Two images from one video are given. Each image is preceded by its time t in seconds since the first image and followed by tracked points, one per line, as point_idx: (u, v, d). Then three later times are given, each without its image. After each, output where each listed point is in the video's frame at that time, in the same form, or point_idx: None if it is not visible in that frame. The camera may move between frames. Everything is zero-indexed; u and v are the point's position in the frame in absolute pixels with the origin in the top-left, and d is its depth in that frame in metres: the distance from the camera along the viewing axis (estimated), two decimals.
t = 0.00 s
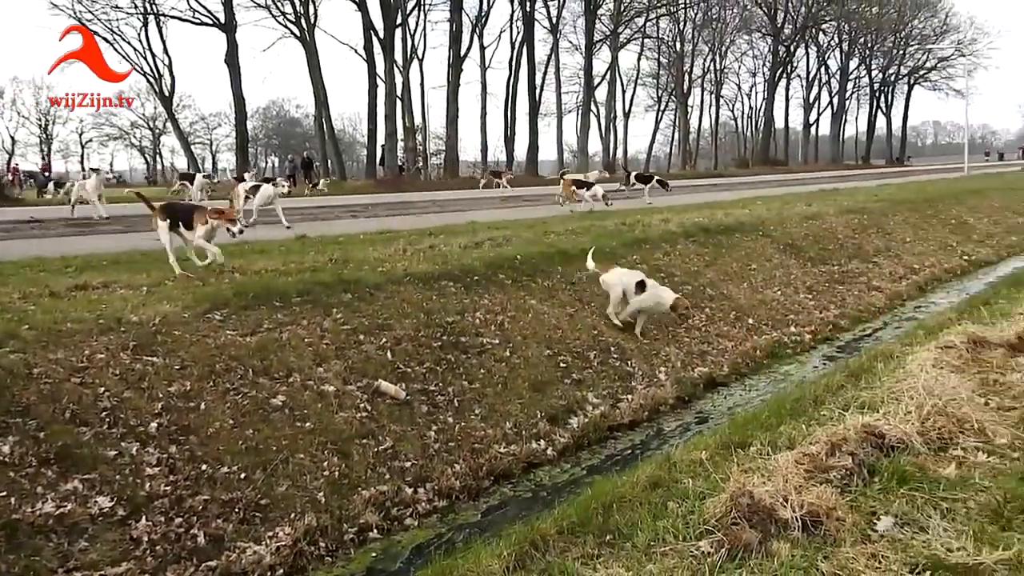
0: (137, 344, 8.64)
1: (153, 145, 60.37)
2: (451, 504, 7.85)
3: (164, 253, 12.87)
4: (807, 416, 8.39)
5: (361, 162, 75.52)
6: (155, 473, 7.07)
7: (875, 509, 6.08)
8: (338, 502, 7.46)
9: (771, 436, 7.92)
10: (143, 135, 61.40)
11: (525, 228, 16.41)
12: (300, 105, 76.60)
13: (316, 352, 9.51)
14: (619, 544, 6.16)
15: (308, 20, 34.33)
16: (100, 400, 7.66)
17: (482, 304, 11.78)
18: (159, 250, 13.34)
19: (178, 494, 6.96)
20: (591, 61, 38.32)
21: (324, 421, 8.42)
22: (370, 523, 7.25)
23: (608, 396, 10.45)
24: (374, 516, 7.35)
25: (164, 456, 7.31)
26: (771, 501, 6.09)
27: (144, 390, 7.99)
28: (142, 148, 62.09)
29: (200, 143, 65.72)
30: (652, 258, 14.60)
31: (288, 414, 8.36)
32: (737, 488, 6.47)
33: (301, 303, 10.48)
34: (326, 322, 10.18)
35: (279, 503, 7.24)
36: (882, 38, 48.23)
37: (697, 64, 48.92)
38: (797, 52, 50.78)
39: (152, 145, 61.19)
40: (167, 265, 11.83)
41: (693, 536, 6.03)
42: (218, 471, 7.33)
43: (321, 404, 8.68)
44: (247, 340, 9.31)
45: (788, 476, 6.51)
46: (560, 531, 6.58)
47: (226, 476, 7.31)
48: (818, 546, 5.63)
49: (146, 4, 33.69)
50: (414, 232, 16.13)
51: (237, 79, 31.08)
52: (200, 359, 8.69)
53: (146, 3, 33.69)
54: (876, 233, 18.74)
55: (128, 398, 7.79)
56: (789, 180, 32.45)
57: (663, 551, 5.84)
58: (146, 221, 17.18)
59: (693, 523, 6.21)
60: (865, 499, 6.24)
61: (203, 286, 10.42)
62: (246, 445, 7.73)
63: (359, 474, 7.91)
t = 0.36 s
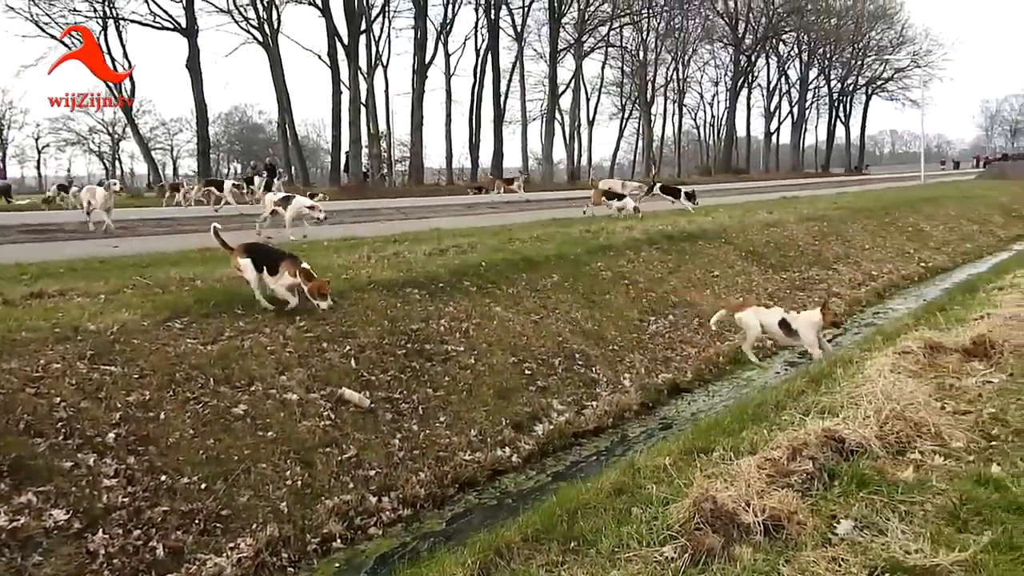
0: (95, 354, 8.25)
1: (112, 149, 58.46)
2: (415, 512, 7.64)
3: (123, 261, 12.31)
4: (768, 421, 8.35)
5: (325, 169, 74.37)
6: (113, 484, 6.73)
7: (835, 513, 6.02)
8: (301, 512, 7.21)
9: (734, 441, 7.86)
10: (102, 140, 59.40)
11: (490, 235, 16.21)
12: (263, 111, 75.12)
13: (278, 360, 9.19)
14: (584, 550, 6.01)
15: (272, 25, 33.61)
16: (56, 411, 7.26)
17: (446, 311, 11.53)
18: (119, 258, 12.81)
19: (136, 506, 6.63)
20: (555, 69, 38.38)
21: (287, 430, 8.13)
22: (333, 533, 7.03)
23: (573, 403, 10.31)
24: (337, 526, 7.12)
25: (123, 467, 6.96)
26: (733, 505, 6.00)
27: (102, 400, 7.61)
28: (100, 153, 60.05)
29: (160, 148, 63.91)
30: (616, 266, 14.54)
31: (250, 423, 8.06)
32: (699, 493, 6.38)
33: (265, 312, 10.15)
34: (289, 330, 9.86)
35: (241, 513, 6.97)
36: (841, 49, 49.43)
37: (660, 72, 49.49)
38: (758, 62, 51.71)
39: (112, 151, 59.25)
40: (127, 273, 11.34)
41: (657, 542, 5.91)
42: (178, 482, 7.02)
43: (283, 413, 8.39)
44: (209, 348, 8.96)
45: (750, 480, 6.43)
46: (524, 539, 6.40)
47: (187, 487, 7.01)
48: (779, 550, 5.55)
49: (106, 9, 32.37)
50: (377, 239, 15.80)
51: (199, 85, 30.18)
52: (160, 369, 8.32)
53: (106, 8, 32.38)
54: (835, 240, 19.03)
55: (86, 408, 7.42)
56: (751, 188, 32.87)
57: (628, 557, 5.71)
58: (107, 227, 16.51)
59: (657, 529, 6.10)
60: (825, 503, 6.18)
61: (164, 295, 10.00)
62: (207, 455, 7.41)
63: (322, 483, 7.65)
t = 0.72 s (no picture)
0: (32, 366, 7.85)
1: (51, 156, 55.85)
2: (366, 525, 7.40)
3: (61, 270, 11.66)
4: (716, 429, 8.32)
5: (275, 177, 72.67)
6: (51, 501, 6.47)
7: (782, 518, 5.96)
8: (249, 526, 6.98)
9: (683, 449, 7.79)
10: (40, 146, 56.66)
11: (442, 244, 15.94)
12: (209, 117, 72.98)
13: (225, 371, 8.83)
14: (534, 561, 5.84)
15: (219, 31, 32.66)
16: None
17: (396, 321, 11.21)
18: (58, 267, 12.14)
19: (77, 523, 6.39)
20: (507, 79, 38.37)
21: (234, 443, 7.83)
22: (282, 547, 6.82)
23: (524, 412, 10.13)
24: (286, 540, 6.92)
25: (63, 484, 6.68)
26: (682, 513, 5.89)
27: (40, 414, 7.27)
28: (38, 160, 57.31)
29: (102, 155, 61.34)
30: (567, 275, 14.46)
31: (196, 436, 7.73)
32: (649, 501, 6.26)
33: (211, 321, 9.70)
34: (237, 340, 9.48)
35: (186, 529, 6.72)
36: (786, 63, 50.84)
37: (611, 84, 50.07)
38: (707, 75, 52.80)
39: (52, 158, 56.52)
40: (67, 282, 10.76)
41: (607, 551, 5.78)
42: (121, 498, 6.75)
43: (230, 425, 8.07)
44: (153, 360, 8.58)
45: (699, 488, 6.34)
46: (475, 550, 6.18)
47: (130, 503, 6.74)
48: (727, 556, 5.47)
49: (46, 10, 30.68)
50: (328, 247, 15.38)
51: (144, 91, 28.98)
52: (102, 381, 7.94)
53: (45, 10, 30.68)
54: (781, 250, 19.41)
55: (22, 423, 7.08)
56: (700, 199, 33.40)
57: (578, 567, 5.56)
58: (51, 233, 15.65)
59: (607, 538, 5.97)
60: (772, 509, 6.13)
61: (105, 304, 9.51)
62: (150, 470, 7.12)
63: (271, 497, 7.40)
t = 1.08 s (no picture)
0: None
1: None
2: (321, 537, 7.06)
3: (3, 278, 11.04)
4: (671, 437, 8.22)
5: (229, 184, 71.00)
6: None
7: (735, 525, 5.89)
8: (200, 540, 6.64)
9: (638, 457, 7.67)
10: None
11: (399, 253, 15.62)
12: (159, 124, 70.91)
13: (177, 382, 8.49)
14: (490, 571, 5.66)
15: (171, 36, 31.73)
16: None
17: (352, 330, 10.88)
18: None
19: (20, 539, 6.04)
20: (464, 88, 38.21)
21: (186, 455, 7.53)
22: (235, 561, 6.46)
23: (482, 421, 9.89)
24: (239, 553, 6.56)
25: (5, 499, 6.32)
26: (637, 520, 5.78)
27: None
28: None
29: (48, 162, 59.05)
30: (524, 284, 14.31)
31: (146, 448, 7.41)
32: (605, 509, 6.12)
33: (162, 331, 9.28)
34: (188, 350, 9.10)
35: (136, 544, 6.39)
36: (739, 75, 51.95)
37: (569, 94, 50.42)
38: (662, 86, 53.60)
39: None
40: (9, 291, 10.19)
41: (563, 559, 5.61)
42: (67, 512, 6.42)
43: (181, 437, 7.75)
44: (102, 371, 8.20)
45: (654, 496, 6.23)
46: (431, 561, 5.95)
47: (77, 517, 6.42)
48: (682, 565, 5.39)
49: None
50: (284, 256, 14.94)
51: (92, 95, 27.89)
52: (47, 394, 7.59)
53: None
54: (736, 260, 19.64)
55: None
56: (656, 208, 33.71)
57: None
58: None
59: (563, 546, 5.79)
60: (725, 516, 6.05)
61: (51, 314, 9.04)
62: (99, 483, 6.80)
63: (223, 509, 7.09)
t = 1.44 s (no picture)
0: None
1: None
2: (283, 544, 6.96)
3: None
4: (635, 441, 8.18)
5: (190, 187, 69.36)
6: None
7: (697, 528, 5.86)
8: (159, 548, 6.50)
9: (602, 460, 7.61)
10: None
11: (364, 257, 15.36)
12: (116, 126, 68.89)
13: (136, 388, 8.17)
14: None
15: (130, 37, 30.82)
16: None
17: (315, 334, 10.61)
18: None
19: None
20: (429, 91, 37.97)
21: (146, 462, 7.28)
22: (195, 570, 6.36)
23: (446, 426, 9.75)
24: (199, 561, 6.46)
25: None
26: (600, 524, 5.71)
27: None
28: None
29: None
30: (488, 288, 14.19)
31: (104, 456, 7.13)
32: (569, 512, 6.03)
33: (121, 336, 8.93)
34: (148, 356, 8.78)
35: (93, 554, 6.21)
36: (701, 81, 52.66)
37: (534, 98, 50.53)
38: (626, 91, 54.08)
39: None
40: None
41: (526, 564, 5.51)
42: (20, 522, 6.17)
43: (140, 444, 7.47)
44: (58, 377, 7.85)
45: (618, 499, 6.17)
46: (393, 568, 5.83)
47: (30, 527, 6.18)
48: (644, 569, 5.33)
49: None
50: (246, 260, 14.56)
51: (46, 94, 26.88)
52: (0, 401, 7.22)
53: None
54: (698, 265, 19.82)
55: None
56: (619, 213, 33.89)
57: None
58: None
59: (527, 550, 5.69)
60: (687, 519, 6.01)
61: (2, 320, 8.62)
62: (54, 492, 6.54)
63: (183, 517, 6.91)
